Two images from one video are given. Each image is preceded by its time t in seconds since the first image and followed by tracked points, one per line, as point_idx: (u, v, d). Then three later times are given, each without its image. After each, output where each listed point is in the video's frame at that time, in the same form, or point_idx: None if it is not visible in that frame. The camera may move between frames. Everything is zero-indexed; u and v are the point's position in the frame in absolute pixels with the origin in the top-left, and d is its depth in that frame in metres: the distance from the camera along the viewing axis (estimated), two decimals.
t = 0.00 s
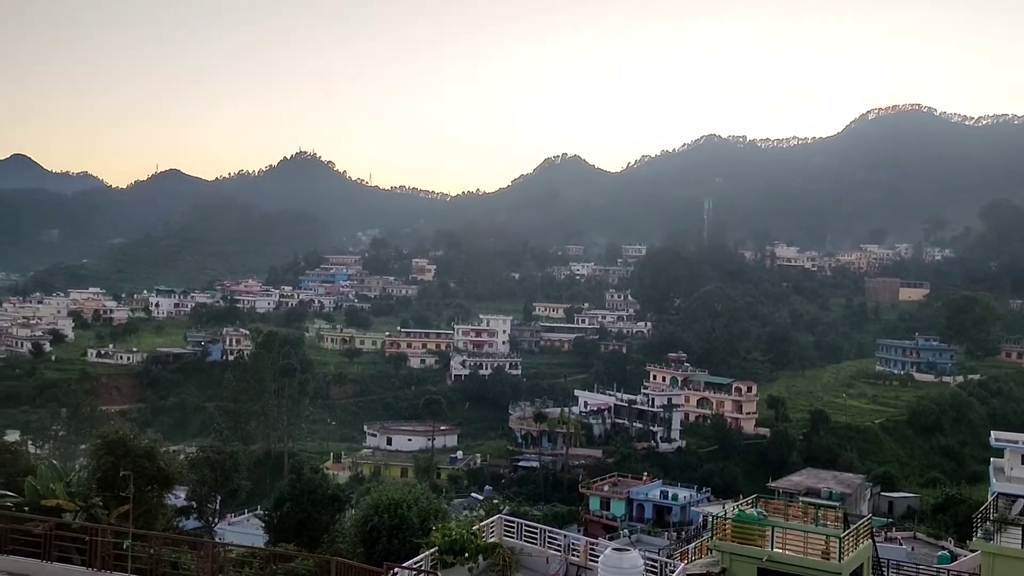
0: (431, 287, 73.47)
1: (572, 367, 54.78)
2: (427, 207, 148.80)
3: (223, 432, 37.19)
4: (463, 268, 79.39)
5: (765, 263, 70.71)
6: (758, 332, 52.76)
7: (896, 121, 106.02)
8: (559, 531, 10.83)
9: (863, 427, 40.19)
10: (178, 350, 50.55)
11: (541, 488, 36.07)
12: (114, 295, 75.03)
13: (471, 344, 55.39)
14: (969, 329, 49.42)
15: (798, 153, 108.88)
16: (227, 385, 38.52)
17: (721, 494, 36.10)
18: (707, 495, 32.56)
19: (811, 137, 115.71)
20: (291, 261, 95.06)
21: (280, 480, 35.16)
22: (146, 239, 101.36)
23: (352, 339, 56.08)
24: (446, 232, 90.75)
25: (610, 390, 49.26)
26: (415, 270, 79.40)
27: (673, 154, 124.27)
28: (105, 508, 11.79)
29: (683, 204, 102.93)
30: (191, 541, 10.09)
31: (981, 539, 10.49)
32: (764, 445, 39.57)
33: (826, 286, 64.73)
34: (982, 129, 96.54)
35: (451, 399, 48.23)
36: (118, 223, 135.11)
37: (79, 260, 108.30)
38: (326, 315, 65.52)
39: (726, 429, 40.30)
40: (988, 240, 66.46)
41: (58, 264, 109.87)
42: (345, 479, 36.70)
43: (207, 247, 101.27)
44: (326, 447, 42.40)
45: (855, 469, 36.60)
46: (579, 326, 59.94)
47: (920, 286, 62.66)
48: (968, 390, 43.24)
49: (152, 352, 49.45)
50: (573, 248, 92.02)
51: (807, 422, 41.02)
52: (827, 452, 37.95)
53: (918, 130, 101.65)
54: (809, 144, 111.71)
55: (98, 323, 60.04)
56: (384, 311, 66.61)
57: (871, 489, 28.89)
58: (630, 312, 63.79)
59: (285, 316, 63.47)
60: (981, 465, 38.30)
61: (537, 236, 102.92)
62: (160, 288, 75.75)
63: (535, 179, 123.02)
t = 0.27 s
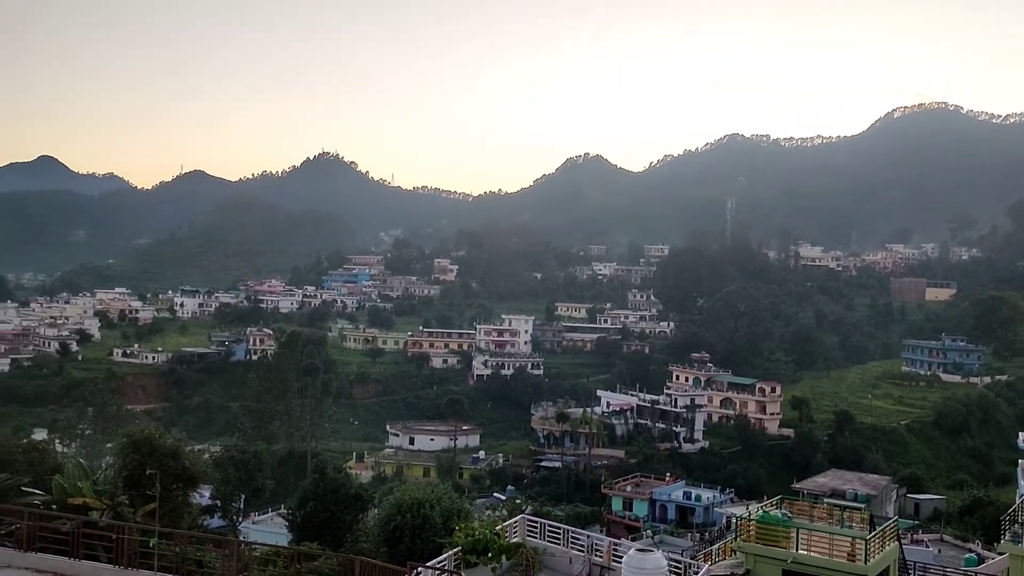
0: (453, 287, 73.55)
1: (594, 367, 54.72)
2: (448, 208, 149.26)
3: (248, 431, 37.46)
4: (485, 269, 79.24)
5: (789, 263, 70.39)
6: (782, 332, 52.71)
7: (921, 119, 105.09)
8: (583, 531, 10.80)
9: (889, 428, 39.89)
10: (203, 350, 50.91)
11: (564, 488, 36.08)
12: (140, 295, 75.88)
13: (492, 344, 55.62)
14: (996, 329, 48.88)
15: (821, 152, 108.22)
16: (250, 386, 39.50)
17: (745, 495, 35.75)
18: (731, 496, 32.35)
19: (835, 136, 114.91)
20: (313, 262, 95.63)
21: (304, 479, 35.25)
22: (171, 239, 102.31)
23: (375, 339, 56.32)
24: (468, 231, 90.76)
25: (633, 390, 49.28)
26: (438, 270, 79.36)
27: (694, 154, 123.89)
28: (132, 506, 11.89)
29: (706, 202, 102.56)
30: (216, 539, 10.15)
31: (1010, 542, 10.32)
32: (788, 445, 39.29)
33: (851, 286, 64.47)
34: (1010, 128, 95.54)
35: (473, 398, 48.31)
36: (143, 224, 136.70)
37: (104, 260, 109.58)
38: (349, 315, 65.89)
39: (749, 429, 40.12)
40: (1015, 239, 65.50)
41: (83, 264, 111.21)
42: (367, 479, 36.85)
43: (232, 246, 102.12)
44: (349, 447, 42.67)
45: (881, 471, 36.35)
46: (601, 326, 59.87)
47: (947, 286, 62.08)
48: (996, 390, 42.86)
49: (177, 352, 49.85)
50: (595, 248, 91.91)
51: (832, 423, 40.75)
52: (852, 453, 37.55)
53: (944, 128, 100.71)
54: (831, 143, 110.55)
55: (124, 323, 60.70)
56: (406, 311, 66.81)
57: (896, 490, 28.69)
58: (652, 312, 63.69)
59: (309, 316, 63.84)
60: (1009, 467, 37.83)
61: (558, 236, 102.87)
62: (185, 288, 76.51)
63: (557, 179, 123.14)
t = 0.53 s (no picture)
0: (478, 287, 73.62)
1: (619, 368, 54.63)
2: (470, 209, 149.60)
3: (275, 431, 37.82)
4: (510, 269, 78.80)
5: (816, 263, 70.07)
6: (809, 333, 52.78)
7: (950, 120, 104.22)
8: (610, 533, 10.74)
9: (918, 430, 39.53)
10: (231, 351, 51.36)
11: (590, 489, 36.08)
12: (168, 296, 76.80)
13: (518, 344, 55.37)
14: None
15: (848, 152, 107.46)
16: (279, 385, 39.88)
17: (772, 497, 35.52)
18: (759, 499, 32.09)
19: (862, 137, 114.10)
20: (339, 263, 96.21)
21: (330, 479, 35.39)
22: (197, 240, 102.95)
23: (401, 340, 56.53)
24: (492, 232, 90.86)
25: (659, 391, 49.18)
26: (463, 271, 79.44)
27: (719, 154, 123.30)
28: (160, 505, 11.96)
29: (732, 203, 101.99)
30: (244, 537, 10.23)
31: None
32: (816, 447, 39.15)
33: (879, 287, 64.43)
34: None
35: (498, 399, 48.36)
36: (170, 225, 138.31)
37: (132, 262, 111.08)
38: (374, 316, 66.26)
39: (776, 431, 39.80)
40: None
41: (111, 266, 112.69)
42: (393, 479, 36.98)
43: (259, 246, 102.93)
44: (376, 447, 42.92)
45: (911, 473, 36.12)
46: (626, 327, 59.79)
47: (978, 287, 61.46)
48: None
49: (205, 352, 50.23)
50: (620, 249, 91.74)
51: (860, 424, 40.43)
52: (881, 454, 37.17)
53: (974, 129, 99.83)
54: (860, 143, 111.20)
55: (152, 324, 61.45)
56: (432, 311, 67.04)
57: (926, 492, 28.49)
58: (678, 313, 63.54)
59: (335, 317, 64.30)
60: None
61: (584, 234, 102.67)
62: (212, 289, 77.34)
63: (582, 179, 122.95)
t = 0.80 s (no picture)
0: (501, 288, 73.80)
1: (642, 369, 54.52)
2: (491, 209, 149.90)
3: (298, 430, 38.63)
4: (532, 270, 78.94)
5: (842, 263, 69.80)
6: (834, 334, 52.46)
7: (978, 118, 102.83)
8: (634, 534, 10.75)
9: (945, 431, 39.18)
10: (255, 351, 51.77)
11: (613, 490, 36.12)
12: (194, 297, 77.73)
13: (540, 345, 55.56)
14: None
15: (873, 150, 106.31)
16: (302, 386, 40.52)
17: (796, 499, 35.48)
18: (784, 500, 31.97)
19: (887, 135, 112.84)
20: (362, 264, 96.86)
21: (354, 480, 35.65)
22: (221, 241, 103.90)
23: (423, 340, 56.66)
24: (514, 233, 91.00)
25: (682, 392, 48.87)
26: (485, 271, 79.28)
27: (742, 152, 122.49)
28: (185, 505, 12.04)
29: (755, 202, 101.45)
30: (268, 536, 10.24)
31: None
32: (842, 449, 38.75)
33: (905, 287, 64.00)
34: None
35: (520, 400, 48.40)
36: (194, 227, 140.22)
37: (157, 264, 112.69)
38: (397, 316, 66.57)
39: (801, 431, 39.20)
40: None
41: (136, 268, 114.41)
42: (416, 479, 37.05)
43: (283, 247, 103.76)
44: (399, 447, 43.11)
45: (938, 475, 36.06)
46: (649, 328, 59.59)
47: (1006, 287, 60.94)
48: None
49: (230, 353, 50.64)
50: (643, 249, 91.60)
51: (886, 425, 40.14)
52: (908, 456, 37.03)
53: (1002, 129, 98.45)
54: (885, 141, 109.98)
55: (177, 324, 62.09)
56: (454, 312, 67.24)
57: (954, 495, 28.25)
58: (702, 313, 63.32)
59: (359, 317, 64.82)
60: None
61: (606, 234, 102.76)
62: (237, 290, 78.11)
63: (603, 179, 122.71)
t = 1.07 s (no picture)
0: (523, 288, 74.02)
1: (664, 368, 54.37)
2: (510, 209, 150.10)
3: (322, 430, 37.75)
4: (554, 270, 78.98)
5: (866, 262, 69.58)
6: (859, 333, 52.16)
7: (1005, 115, 101.37)
8: (658, 534, 10.74)
9: (972, 431, 38.89)
10: (279, 351, 52.15)
11: (635, 489, 36.16)
12: (218, 297, 78.65)
13: (562, 345, 55.55)
14: None
15: (897, 147, 105.13)
16: (325, 387, 41.24)
17: (821, 498, 35.10)
18: (808, 500, 31.86)
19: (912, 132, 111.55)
20: (384, 264, 97.57)
21: (377, 479, 35.91)
22: (245, 241, 104.96)
23: (446, 340, 57.09)
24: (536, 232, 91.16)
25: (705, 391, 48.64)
26: (507, 271, 79.74)
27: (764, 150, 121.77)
28: (210, 503, 12.13)
29: (779, 202, 100.95)
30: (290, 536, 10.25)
31: None
32: (867, 448, 38.42)
33: (931, 286, 63.46)
34: None
35: (543, 399, 48.38)
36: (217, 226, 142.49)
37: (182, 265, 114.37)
38: (419, 316, 66.87)
39: (825, 431, 39.05)
40: None
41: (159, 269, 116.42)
42: (439, 479, 37.12)
43: (305, 248, 104.65)
44: (422, 446, 43.24)
45: (966, 475, 35.79)
46: (672, 327, 59.33)
47: None
48: None
49: (254, 353, 51.05)
50: (665, 248, 91.54)
51: (912, 425, 39.87)
52: (934, 457, 36.77)
53: None
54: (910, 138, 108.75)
55: (201, 324, 62.76)
56: (476, 311, 67.51)
57: (981, 496, 27.96)
58: (725, 312, 63.09)
59: (381, 318, 65.31)
60: None
61: (628, 233, 102.90)
62: (259, 290, 78.95)
63: (625, 178, 122.53)
